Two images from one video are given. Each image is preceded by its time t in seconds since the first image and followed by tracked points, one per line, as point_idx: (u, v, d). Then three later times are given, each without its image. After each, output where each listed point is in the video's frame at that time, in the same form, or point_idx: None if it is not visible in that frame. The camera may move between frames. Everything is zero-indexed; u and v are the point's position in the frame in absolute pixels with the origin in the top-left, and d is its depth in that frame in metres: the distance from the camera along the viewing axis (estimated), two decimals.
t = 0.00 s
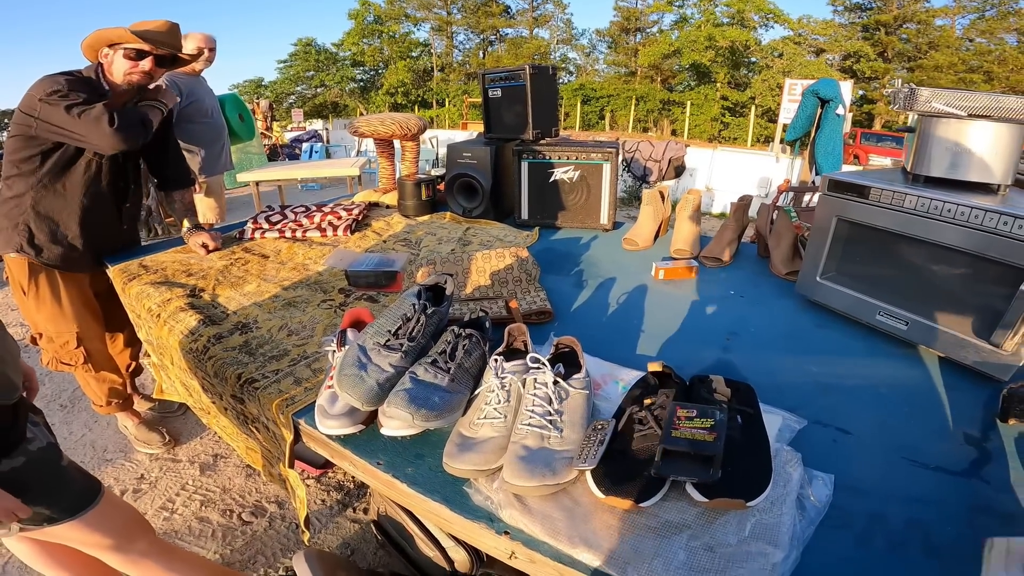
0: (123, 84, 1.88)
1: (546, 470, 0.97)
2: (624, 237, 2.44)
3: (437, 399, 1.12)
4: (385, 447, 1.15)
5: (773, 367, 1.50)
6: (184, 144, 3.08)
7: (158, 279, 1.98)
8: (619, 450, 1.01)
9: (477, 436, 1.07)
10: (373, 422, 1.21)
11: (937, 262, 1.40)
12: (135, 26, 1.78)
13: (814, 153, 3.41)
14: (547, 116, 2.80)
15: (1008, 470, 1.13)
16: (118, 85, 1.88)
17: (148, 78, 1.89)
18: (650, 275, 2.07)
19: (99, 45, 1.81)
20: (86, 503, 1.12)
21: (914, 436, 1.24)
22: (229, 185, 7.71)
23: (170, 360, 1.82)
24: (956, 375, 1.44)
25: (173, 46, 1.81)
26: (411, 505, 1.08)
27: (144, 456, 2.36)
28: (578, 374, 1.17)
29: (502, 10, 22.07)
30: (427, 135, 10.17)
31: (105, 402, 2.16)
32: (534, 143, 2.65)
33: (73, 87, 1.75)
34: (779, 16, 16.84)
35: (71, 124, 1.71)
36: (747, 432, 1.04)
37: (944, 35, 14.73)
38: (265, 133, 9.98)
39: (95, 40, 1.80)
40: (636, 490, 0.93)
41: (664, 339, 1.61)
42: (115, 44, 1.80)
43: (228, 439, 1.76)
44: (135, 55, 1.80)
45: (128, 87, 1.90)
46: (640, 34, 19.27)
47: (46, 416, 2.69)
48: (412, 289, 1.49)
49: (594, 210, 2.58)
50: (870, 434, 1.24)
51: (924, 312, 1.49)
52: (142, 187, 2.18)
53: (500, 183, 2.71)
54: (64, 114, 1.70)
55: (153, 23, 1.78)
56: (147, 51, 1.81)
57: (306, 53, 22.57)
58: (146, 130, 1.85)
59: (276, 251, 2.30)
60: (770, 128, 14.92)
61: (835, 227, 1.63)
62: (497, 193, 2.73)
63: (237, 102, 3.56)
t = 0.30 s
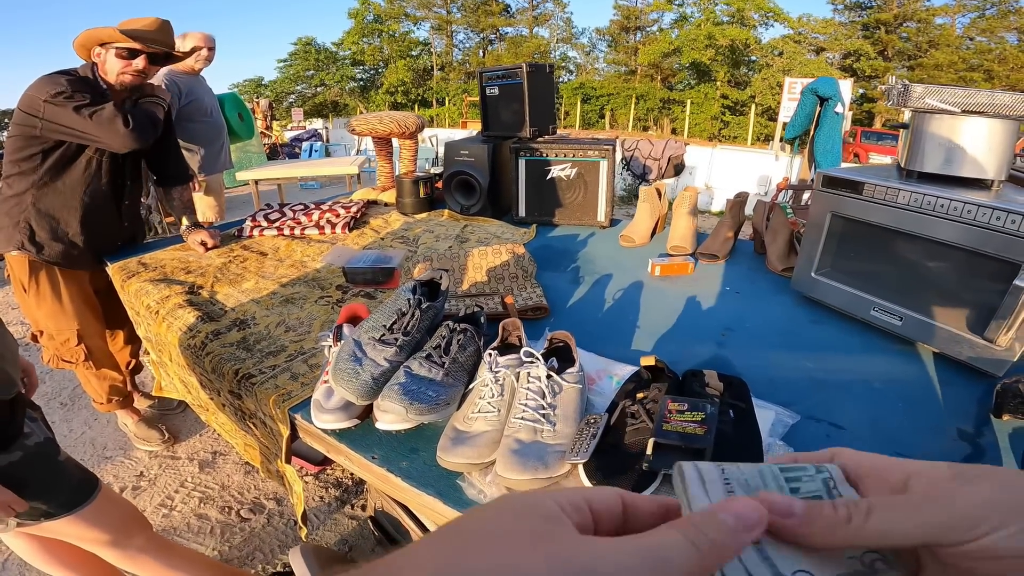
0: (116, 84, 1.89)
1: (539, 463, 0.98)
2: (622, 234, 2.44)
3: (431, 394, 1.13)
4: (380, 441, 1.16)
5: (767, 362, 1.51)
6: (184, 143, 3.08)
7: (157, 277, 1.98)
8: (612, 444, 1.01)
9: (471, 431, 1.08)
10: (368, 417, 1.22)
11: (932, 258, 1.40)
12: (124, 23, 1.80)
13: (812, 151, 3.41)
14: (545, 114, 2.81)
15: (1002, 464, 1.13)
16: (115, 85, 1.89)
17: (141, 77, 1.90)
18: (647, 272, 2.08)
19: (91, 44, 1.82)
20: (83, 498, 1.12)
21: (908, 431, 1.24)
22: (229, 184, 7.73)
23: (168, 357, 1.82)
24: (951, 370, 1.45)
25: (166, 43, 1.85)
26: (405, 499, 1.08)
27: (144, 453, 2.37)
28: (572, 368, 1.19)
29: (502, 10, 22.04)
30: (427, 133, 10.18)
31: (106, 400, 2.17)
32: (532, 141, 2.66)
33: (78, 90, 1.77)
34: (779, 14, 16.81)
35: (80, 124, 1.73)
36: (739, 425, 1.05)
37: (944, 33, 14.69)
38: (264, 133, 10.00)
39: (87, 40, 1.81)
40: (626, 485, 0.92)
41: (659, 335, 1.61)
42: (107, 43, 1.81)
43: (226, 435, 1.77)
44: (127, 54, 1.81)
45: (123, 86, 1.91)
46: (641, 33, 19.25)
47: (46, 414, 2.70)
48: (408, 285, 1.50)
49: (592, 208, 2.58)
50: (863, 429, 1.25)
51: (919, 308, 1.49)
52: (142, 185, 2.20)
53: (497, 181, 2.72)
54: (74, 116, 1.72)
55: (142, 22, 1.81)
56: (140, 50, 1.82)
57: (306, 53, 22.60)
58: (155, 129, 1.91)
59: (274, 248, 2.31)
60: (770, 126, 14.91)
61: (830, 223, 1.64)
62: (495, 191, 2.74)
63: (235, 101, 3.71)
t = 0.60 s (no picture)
0: (120, 83, 1.90)
1: (542, 460, 0.98)
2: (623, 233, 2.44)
3: (435, 390, 1.13)
4: (383, 438, 1.16)
5: (768, 360, 1.51)
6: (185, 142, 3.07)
7: (160, 275, 1.99)
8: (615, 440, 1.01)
9: (474, 427, 1.08)
10: (371, 414, 1.22)
11: (934, 256, 1.40)
12: (127, 23, 1.82)
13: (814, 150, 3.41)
14: (546, 112, 2.81)
15: (1004, 461, 1.13)
16: (116, 84, 1.91)
17: (144, 76, 1.91)
18: (649, 270, 2.08)
19: (93, 44, 1.83)
20: (88, 496, 1.12)
21: (910, 429, 1.25)
22: (230, 184, 7.72)
23: (171, 355, 1.83)
24: (952, 368, 1.45)
25: (167, 41, 1.86)
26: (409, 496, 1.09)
27: (146, 452, 2.38)
28: (575, 365, 1.19)
29: (503, 9, 22.01)
30: (428, 133, 10.18)
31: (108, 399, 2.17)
32: (534, 139, 2.66)
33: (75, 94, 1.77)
34: (780, 14, 16.79)
35: (68, 127, 1.73)
36: (742, 422, 1.05)
37: (946, 33, 14.66)
38: (265, 133, 10.00)
39: (89, 40, 1.82)
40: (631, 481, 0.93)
41: (661, 333, 1.62)
42: (109, 43, 1.82)
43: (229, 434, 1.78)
44: (129, 53, 1.81)
45: (127, 86, 1.92)
46: (641, 32, 19.23)
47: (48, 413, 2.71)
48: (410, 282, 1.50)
49: (594, 207, 2.59)
50: (865, 426, 1.25)
51: (920, 305, 1.49)
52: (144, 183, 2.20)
53: (499, 180, 2.73)
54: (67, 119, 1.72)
55: (144, 22, 1.82)
56: (144, 48, 1.82)
57: (307, 53, 22.61)
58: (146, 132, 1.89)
59: (276, 247, 2.31)
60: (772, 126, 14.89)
61: (831, 221, 1.64)
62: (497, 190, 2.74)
63: (237, 100, 3.75)
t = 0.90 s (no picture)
0: (128, 83, 1.89)
1: (541, 458, 0.98)
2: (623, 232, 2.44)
3: (435, 389, 1.13)
4: (383, 436, 1.17)
5: (767, 359, 1.51)
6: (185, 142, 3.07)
7: (160, 274, 2.00)
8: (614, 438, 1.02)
9: (474, 426, 1.08)
10: (372, 412, 1.23)
11: (934, 256, 1.41)
12: (137, 23, 1.82)
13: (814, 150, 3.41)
14: (547, 112, 2.81)
15: (1001, 462, 1.14)
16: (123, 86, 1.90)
17: (153, 77, 1.91)
18: (648, 269, 2.09)
19: (103, 44, 1.84)
20: (89, 493, 1.13)
21: (908, 428, 1.25)
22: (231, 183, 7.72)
23: (172, 353, 1.83)
24: (949, 368, 1.46)
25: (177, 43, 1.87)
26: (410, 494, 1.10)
27: (146, 450, 2.38)
28: (574, 364, 1.19)
29: (504, 8, 21.97)
30: (429, 133, 10.17)
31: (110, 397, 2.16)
32: (534, 139, 2.66)
33: (64, 111, 1.74)
34: (782, 14, 16.77)
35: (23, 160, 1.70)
36: (740, 421, 1.05)
37: (948, 33, 14.64)
38: (265, 132, 10.01)
39: (100, 40, 1.83)
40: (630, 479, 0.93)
41: (661, 332, 1.62)
42: (119, 43, 1.83)
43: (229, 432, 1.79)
44: (139, 54, 1.82)
45: (134, 86, 1.92)
46: (642, 32, 19.23)
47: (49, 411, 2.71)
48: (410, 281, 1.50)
49: (594, 206, 2.59)
50: (863, 426, 1.26)
51: (918, 305, 1.50)
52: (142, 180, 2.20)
53: (500, 179, 2.73)
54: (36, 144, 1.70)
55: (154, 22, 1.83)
56: (151, 49, 1.83)
57: (308, 51, 22.62)
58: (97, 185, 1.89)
59: (277, 245, 2.32)
60: (773, 126, 14.88)
61: (831, 221, 1.64)
62: (497, 189, 2.74)
63: (237, 99, 3.75)
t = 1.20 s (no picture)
0: (132, 86, 1.90)
1: (536, 460, 0.99)
2: (622, 233, 2.45)
3: (432, 389, 1.14)
4: (380, 436, 1.17)
5: (763, 362, 1.52)
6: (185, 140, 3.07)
7: (158, 271, 2.00)
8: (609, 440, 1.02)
9: (470, 426, 1.09)
10: (368, 412, 1.23)
11: (930, 260, 1.41)
12: (139, 26, 1.81)
13: (813, 152, 3.42)
14: (547, 112, 2.81)
15: (994, 466, 1.14)
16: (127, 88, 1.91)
17: (156, 80, 1.91)
18: (646, 270, 2.09)
19: (105, 46, 1.82)
20: (86, 490, 1.13)
21: (902, 432, 1.25)
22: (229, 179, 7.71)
23: (168, 351, 1.83)
24: (944, 372, 1.46)
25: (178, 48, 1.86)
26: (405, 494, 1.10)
27: (142, 448, 2.38)
28: (571, 365, 1.19)
29: (505, 7, 21.93)
30: (428, 131, 10.15)
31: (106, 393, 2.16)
32: (534, 139, 2.66)
33: (75, 113, 1.74)
34: (783, 15, 16.76)
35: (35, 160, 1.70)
36: (735, 424, 1.06)
37: (949, 35, 14.64)
38: (264, 129, 10.00)
39: (102, 42, 1.82)
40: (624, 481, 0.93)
41: (657, 333, 1.63)
42: (121, 47, 1.82)
43: (225, 430, 1.79)
44: (142, 59, 1.82)
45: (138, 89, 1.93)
46: (643, 32, 19.20)
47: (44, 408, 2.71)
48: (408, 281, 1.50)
49: (592, 207, 2.59)
50: (857, 429, 1.26)
51: (914, 308, 1.50)
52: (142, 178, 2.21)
53: (499, 179, 2.73)
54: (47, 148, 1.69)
55: (158, 27, 1.82)
56: (155, 54, 1.82)
57: (308, 48, 22.58)
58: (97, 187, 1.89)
59: (275, 243, 2.32)
60: (773, 127, 14.88)
61: (829, 224, 1.64)
62: (496, 189, 2.74)
63: (235, 95, 3.76)
